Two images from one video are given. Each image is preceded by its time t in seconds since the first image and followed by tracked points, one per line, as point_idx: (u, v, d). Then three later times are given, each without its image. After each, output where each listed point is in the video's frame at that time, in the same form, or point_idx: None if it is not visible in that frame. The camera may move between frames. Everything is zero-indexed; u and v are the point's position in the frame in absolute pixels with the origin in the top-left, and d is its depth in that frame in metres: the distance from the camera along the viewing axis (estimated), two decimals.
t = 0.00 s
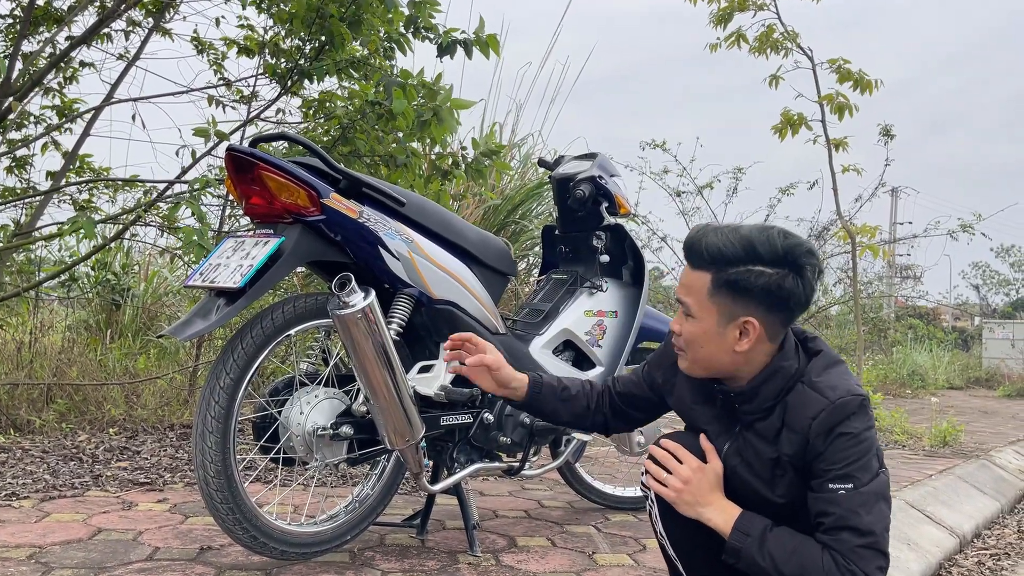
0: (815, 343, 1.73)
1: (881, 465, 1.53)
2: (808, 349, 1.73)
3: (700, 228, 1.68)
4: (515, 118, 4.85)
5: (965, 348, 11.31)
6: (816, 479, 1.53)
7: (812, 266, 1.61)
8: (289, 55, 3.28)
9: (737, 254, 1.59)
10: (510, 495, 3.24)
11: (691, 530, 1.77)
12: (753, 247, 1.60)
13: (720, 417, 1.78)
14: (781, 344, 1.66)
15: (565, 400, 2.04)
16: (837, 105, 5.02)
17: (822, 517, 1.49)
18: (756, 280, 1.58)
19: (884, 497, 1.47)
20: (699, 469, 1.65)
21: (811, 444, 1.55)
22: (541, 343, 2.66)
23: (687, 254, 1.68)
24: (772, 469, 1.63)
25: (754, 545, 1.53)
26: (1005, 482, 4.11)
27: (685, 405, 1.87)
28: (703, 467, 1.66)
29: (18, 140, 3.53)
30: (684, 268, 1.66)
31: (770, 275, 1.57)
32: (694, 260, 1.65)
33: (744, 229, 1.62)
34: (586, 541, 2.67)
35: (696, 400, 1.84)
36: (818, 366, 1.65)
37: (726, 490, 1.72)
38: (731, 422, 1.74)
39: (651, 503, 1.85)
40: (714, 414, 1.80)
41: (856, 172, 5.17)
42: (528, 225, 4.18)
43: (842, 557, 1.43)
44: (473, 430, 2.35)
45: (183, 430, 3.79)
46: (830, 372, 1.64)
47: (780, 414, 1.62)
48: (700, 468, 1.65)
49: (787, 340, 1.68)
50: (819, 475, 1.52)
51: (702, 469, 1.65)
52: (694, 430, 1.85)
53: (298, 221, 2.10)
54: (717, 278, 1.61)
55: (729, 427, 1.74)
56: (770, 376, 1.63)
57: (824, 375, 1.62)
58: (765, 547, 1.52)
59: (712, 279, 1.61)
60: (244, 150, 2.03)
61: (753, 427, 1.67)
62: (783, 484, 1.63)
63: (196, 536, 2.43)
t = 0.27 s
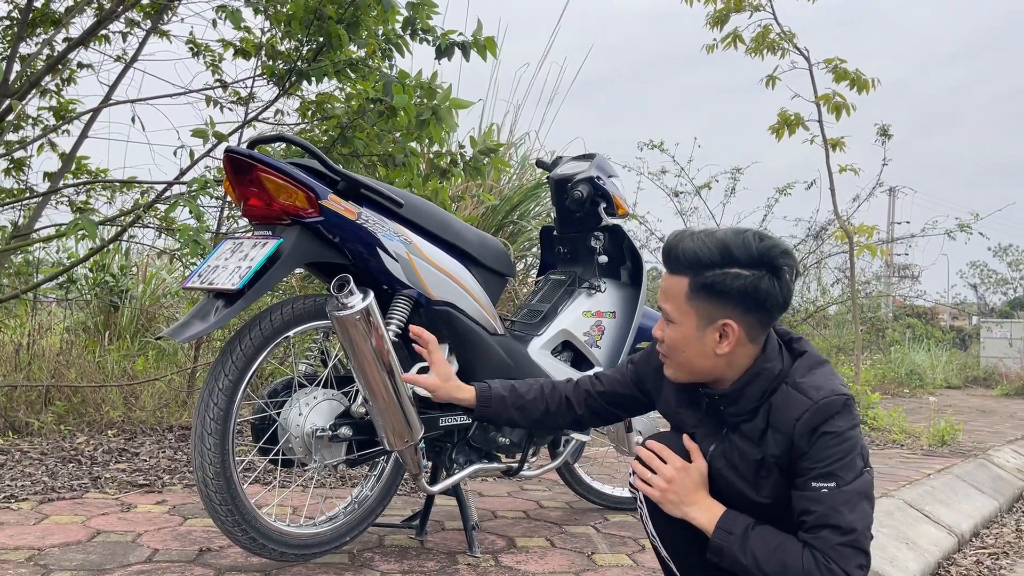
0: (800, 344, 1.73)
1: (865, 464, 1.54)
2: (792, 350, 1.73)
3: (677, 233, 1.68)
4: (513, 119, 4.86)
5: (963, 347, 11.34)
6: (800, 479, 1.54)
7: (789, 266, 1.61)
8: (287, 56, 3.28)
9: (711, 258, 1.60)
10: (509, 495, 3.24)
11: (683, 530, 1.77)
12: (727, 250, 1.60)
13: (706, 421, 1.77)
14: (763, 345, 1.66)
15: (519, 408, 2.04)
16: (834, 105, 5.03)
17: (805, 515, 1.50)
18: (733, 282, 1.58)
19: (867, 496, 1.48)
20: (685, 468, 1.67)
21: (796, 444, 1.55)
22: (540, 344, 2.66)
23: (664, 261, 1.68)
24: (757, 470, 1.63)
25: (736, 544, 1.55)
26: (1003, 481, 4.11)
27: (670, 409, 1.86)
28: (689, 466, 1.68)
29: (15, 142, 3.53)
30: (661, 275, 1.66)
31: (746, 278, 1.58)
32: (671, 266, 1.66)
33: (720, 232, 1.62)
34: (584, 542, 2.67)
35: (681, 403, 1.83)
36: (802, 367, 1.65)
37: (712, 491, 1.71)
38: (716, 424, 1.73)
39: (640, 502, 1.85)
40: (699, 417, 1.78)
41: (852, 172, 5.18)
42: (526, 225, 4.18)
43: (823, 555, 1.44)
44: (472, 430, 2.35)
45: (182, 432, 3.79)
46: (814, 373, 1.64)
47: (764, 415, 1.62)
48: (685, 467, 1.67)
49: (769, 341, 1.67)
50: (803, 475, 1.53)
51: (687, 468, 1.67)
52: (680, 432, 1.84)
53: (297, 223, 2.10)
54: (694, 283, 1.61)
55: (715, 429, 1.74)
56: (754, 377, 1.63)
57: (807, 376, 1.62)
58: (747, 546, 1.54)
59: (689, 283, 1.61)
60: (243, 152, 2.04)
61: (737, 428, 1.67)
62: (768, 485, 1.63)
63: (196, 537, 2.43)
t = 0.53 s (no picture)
0: (786, 342, 1.73)
1: (857, 458, 1.54)
2: (780, 349, 1.73)
3: (656, 240, 1.68)
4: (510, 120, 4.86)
5: (961, 346, 11.36)
6: (792, 475, 1.54)
7: (771, 265, 1.62)
8: (284, 58, 3.28)
9: (693, 261, 1.60)
10: (507, 496, 3.24)
11: (680, 529, 1.77)
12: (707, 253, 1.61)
13: (698, 422, 1.77)
14: (750, 345, 1.66)
15: (487, 410, 1.98)
16: (831, 105, 5.03)
17: (799, 511, 1.50)
18: (716, 283, 1.58)
19: (859, 489, 1.48)
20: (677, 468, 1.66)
21: (788, 441, 1.56)
22: (538, 344, 2.66)
23: (645, 266, 1.68)
24: (750, 469, 1.64)
25: (731, 541, 1.55)
26: (1001, 480, 4.12)
27: (660, 413, 1.85)
28: (681, 467, 1.67)
29: (12, 144, 3.53)
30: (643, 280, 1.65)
31: (729, 277, 1.58)
32: (653, 271, 1.65)
33: (699, 236, 1.62)
34: (583, 542, 2.68)
35: (672, 406, 1.83)
36: (789, 365, 1.65)
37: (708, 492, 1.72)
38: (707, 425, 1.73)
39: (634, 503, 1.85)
40: (691, 419, 1.78)
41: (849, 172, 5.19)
42: (524, 226, 4.18)
43: (817, 548, 1.44)
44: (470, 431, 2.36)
45: (180, 433, 3.79)
46: (802, 370, 1.64)
47: (755, 413, 1.62)
48: (678, 469, 1.66)
49: (755, 340, 1.67)
50: (796, 471, 1.53)
51: (680, 468, 1.66)
52: (671, 433, 1.84)
53: (294, 225, 2.10)
54: (677, 286, 1.60)
55: (707, 429, 1.74)
56: (740, 377, 1.63)
57: (795, 373, 1.63)
58: (742, 543, 1.54)
59: (672, 287, 1.61)
60: (240, 154, 2.04)
61: (728, 428, 1.67)
62: (762, 483, 1.64)
63: (194, 539, 2.43)
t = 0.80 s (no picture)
0: (796, 344, 1.73)
1: (862, 461, 1.55)
2: (790, 350, 1.73)
3: (671, 236, 1.68)
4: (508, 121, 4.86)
5: (958, 346, 11.38)
6: (797, 474, 1.54)
7: (787, 263, 1.62)
8: (282, 59, 3.28)
9: (711, 257, 1.60)
10: (505, 497, 3.24)
11: (679, 529, 1.77)
12: (725, 249, 1.61)
13: (705, 423, 1.75)
14: (762, 343, 1.66)
15: (491, 410, 1.96)
16: (828, 106, 5.04)
17: (801, 510, 1.50)
18: (734, 280, 1.58)
19: (863, 492, 1.49)
20: (677, 468, 1.67)
21: (797, 441, 1.56)
22: (535, 345, 2.66)
23: (662, 263, 1.68)
24: (755, 468, 1.64)
25: (729, 539, 1.55)
26: (998, 480, 4.13)
27: (664, 413, 1.85)
28: (680, 467, 1.67)
29: (9, 145, 3.52)
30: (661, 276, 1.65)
31: (747, 274, 1.58)
32: (670, 268, 1.65)
33: (716, 232, 1.63)
34: (581, 543, 2.68)
35: (678, 406, 1.81)
36: (800, 366, 1.65)
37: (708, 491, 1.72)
38: (712, 425, 1.73)
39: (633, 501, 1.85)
40: (697, 420, 1.77)
41: (847, 173, 5.20)
42: (522, 227, 4.19)
43: (817, 547, 1.45)
44: (468, 433, 2.35)
45: (178, 435, 3.79)
46: (813, 371, 1.64)
47: (763, 413, 1.62)
48: (677, 468, 1.67)
49: (767, 340, 1.67)
50: (801, 470, 1.53)
51: (679, 469, 1.67)
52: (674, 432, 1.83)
53: (292, 226, 2.11)
54: (695, 282, 1.61)
55: (711, 429, 1.74)
56: (752, 376, 1.63)
57: (806, 374, 1.63)
58: (740, 542, 1.54)
59: (690, 283, 1.61)
60: (238, 156, 2.04)
61: (736, 428, 1.67)
62: (765, 483, 1.64)
63: (192, 541, 2.43)
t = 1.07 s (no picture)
0: (810, 347, 1.73)
1: (872, 465, 1.55)
2: (804, 353, 1.73)
3: (690, 235, 1.68)
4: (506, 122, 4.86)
5: (954, 346, 11.40)
6: (808, 477, 1.54)
7: (806, 265, 1.63)
8: (279, 60, 3.28)
9: (732, 257, 1.60)
10: (504, 498, 3.24)
11: (682, 528, 1.77)
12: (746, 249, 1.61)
13: (714, 425, 1.76)
14: (777, 345, 1.67)
15: (510, 418, 1.98)
16: (826, 106, 5.05)
17: (810, 513, 1.50)
18: (754, 280, 1.58)
19: (874, 497, 1.49)
20: (683, 468, 1.67)
21: (809, 443, 1.55)
22: (533, 346, 2.66)
23: (681, 261, 1.67)
24: (765, 470, 1.64)
25: (735, 541, 1.55)
26: (995, 480, 4.13)
27: (675, 413, 1.85)
28: (687, 467, 1.67)
29: (5, 147, 3.52)
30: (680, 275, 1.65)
31: (767, 275, 1.58)
32: (689, 267, 1.65)
33: (736, 232, 1.62)
34: (580, 544, 2.68)
35: (689, 406, 1.82)
36: (815, 369, 1.65)
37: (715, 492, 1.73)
38: (723, 426, 1.73)
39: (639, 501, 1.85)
40: (707, 420, 1.77)
41: (844, 174, 5.20)
42: (519, 228, 4.19)
43: (825, 550, 1.45)
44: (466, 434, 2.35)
45: (175, 437, 3.78)
46: (827, 374, 1.64)
47: (777, 415, 1.62)
48: (685, 469, 1.67)
49: (782, 342, 1.68)
50: (812, 473, 1.53)
51: (686, 469, 1.67)
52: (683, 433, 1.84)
53: (289, 227, 2.10)
54: (715, 282, 1.60)
55: (722, 431, 1.74)
56: (767, 378, 1.63)
57: (820, 377, 1.63)
58: (747, 543, 1.54)
59: (709, 283, 1.61)
60: (235, 156, 2.03)
61: (749, 429, 1.67)
62: (775, 485, 1.64)
63: (189, 543, 2.42)
